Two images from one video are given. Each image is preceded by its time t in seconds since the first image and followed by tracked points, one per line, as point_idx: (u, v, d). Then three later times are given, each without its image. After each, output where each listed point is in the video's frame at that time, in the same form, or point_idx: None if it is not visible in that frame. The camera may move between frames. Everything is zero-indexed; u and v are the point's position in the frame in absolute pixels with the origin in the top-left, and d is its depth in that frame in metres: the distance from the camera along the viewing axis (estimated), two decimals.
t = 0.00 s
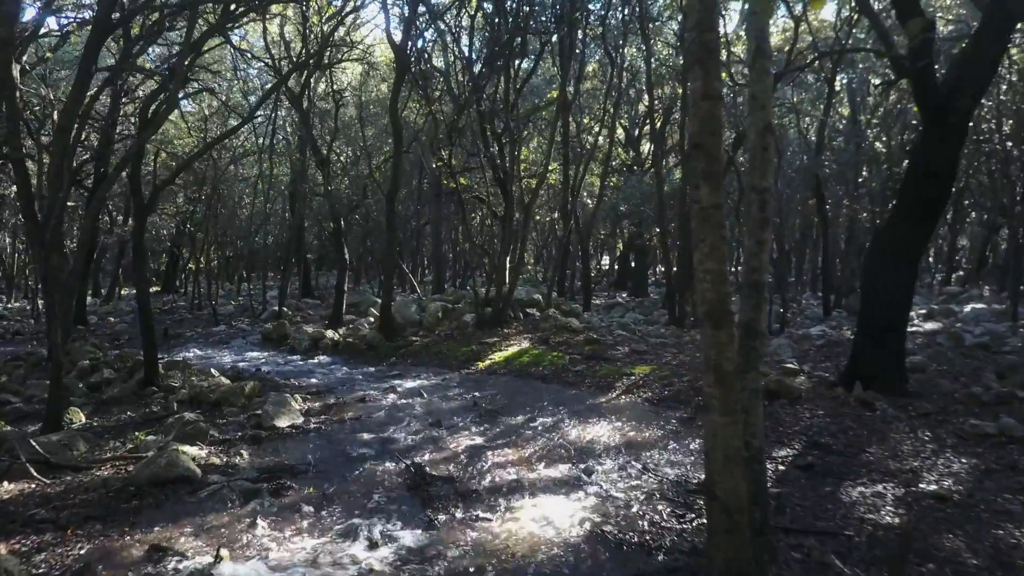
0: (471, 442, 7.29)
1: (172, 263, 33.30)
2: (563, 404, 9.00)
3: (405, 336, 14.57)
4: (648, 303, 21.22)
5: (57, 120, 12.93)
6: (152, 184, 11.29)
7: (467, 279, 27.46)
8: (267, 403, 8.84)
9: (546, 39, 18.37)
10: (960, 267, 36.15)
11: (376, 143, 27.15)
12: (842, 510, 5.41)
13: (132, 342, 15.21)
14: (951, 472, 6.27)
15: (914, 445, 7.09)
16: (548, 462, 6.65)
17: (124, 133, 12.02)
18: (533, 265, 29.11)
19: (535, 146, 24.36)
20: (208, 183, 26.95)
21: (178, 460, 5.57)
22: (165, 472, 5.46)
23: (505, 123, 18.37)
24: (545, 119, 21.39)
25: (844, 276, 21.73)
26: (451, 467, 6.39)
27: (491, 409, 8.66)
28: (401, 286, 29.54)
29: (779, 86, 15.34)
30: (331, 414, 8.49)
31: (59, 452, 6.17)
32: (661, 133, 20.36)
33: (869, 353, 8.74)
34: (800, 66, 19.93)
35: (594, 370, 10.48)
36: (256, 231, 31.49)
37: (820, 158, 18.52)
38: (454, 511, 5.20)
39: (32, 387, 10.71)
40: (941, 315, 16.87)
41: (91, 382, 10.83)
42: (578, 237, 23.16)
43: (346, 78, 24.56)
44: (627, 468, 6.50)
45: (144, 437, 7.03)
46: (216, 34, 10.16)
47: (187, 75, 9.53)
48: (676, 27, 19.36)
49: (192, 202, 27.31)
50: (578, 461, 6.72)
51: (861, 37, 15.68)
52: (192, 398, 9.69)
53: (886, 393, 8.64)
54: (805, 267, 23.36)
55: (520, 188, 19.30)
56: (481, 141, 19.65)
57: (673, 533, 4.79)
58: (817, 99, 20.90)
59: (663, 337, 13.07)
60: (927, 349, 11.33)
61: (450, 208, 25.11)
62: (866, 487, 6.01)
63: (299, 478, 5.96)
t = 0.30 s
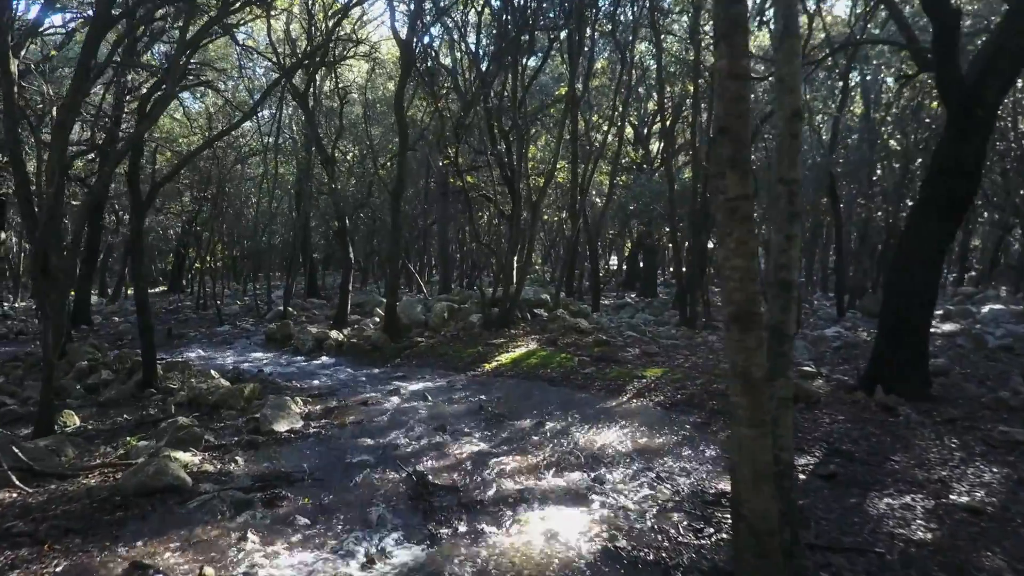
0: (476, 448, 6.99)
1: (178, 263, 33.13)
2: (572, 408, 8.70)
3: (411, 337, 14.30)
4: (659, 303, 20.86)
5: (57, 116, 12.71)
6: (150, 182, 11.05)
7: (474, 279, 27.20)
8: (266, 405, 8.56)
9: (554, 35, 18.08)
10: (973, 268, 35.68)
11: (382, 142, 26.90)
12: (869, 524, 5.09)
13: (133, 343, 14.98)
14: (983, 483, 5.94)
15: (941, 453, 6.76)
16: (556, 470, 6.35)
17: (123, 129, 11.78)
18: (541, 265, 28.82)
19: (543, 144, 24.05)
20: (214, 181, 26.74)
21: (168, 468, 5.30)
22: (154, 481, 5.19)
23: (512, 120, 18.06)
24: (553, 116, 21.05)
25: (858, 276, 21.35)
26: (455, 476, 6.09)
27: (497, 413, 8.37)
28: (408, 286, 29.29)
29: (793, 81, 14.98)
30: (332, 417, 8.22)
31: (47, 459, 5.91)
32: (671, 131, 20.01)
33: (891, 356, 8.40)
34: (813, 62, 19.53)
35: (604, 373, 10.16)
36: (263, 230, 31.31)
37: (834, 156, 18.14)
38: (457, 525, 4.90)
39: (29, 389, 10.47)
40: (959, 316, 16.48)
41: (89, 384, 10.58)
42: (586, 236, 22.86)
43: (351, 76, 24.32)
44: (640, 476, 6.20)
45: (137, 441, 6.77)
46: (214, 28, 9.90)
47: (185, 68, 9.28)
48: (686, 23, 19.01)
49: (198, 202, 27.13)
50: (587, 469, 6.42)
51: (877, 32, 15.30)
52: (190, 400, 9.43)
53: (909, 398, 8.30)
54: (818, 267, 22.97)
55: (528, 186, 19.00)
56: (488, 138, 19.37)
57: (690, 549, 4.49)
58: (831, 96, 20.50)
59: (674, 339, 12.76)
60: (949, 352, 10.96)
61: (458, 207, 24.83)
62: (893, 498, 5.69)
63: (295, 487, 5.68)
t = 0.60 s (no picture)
0: (483, 454, 6.69)
1: (185, 263, 32.96)
2: (582, 411, 8.40)
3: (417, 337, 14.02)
4: (670, 304, 20.50)
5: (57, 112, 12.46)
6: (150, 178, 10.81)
7: (483, 279, 26.90)
8: (266, 408, 8.29)
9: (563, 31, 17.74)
10: (989, 268, 35.16)
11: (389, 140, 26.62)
12: (902, 539, 4.77)
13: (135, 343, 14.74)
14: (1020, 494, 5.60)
15: (972, 461, 6.41)
16: (566, 479, 6.04)
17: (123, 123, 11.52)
18: (550, 264, 28.51)
19: (552, 142, 23.72)
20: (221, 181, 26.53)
21: (158, 475, 5.03)
22: (141, 490, 4.92)
23: (521, 118, 17.75)
24: (563, 114, 20.73)
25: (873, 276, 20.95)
26: (460, 486, 5.78)
27: (505, 417, 8.08)
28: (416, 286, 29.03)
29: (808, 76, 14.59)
30: (335, 420, 7.96)
31: (34, 465, 5.65)
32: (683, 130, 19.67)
33: (915, 359, 8.05)
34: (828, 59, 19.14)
35: (616, 375, 9.85)
36: (270, 230, 31.10)
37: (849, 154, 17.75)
38: (460, 539, 4.60)
39: (25, 389, 10.24)
40: (978, 317, 16.09)
41: (87, 386, 10.33)
42: (596, 235, 22.53)
43: (358, 74, 24.06)
44: (654, 486, 5.89)
45: (129, 446, 6.50)
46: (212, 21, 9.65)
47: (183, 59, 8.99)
48: (698, 19, 18.65)
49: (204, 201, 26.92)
50: (599, 477, 6.12)
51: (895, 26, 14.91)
52: (190, 402, 9.18)
53: (934, 403, 7.96)
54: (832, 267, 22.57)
55: (537, 184, 18.69)
56: (496, 136, 19.06)
57: (711, 568, 4.20)
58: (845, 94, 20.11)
59: (687, 340, 12.43)
60: (973, 354, 10.59)
61: (465, 206, 24.54)
62: (925, 511, 5.36)
63: (292, 496, 5.40)
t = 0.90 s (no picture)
0: (494, 460, 6.39)
1: (196, 263, 32.84)
2: (597, 415, 8.09)
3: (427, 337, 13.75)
4: (686, 304, 20.12)
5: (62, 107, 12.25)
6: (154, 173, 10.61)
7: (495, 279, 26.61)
8: (271, 409, 8.03)
9: (577, 25, 17.37)
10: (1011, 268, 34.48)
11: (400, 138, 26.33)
12: (944, 556, 4.44)
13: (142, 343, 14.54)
14: None
15: (1010, 470, 6.06)
16: (581, 487, 5.73)
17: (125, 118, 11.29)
18: (563, 264, 28.15)
19: (565, 140, 23.35)
20: (232, 179, 26.35)
21: (149, 482, 4.77)
22: (134, 498, 4.67)
23: (534, 115, 17.43)
24: (577, 111, 20.40)
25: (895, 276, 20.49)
26: (469, 495, 5.47)
27: (517, 420, 7.78)
28: (427, 286, 28.78)
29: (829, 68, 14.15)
30: (342, 423, 7.69)
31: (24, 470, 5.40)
32: (698, 127, 19.30)
33: (947, 362, 7.68)
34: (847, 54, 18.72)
35: (632, 378, 9.53)
36: (281, 228, 30.94)
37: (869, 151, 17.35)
38: (470, 554, 4.31)
39: (27, 390, 10.03)
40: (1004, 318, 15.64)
41: (90, 386, 10.11)
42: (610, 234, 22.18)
43: (369, 71, 23.83)
44: (675, 495, 5.57)
45: (125, 450, 6.25)
46: (216, 12, 9.43)
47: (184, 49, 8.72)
48: (715, 14, 18.28)
49: (215, 200, 26.76)
50: (615, 486, 5.80)
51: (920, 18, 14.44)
52: (194, 403, 8.95)
53: (966, 407, 7.60)
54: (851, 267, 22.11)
55: (550, 182, 18.34)
56: (508, 133, 18.71)
57: None
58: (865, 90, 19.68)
59: (705, 341, 12.09)
60: (1004, 356, 10.20)
61: (477, 205, 24.24)
62: (966, 524, 5.01)
63: (293, 505, 5.11)
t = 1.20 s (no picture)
0: (505, 468, 6.10)
1: (207, 262, 32.71)
2: (612, 420, 7.79)
3: (437, 338, 13.47)
4: (701, 305, 19.76)
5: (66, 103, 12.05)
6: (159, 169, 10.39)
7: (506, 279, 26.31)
8: (274, 413, 7.77)
9: (590, 20, 17.02)
10: None
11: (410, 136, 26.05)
12: None
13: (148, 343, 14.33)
14: None
15: None
16: (597, 498, 5.42)
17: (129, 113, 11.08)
18: (575, 263, 27.81)
19: (577, 138, 22.99)
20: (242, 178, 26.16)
21: (138, 492, 4.52)
22: (123, 509, 4.42)
23: (546, 113, 17.13)
24: (590, 109, 20.06)
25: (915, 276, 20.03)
26: (478, 506, 5.18)
27: (529, 425, 7.48)
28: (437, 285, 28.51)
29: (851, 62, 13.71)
30: (348, 427, 7.43)
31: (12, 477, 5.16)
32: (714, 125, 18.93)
33: (980, 367, 7.32)
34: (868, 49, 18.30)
35: (648, 381, 9.22)
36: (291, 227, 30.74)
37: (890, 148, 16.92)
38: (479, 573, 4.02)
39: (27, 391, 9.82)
40: None
41: (92, 387, 9.90)
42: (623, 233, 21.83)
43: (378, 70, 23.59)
44: (696, 508, 5.26)
45: (120, 457, 6.00)
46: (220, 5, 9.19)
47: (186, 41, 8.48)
48: (730, 10, 17.90)
49: (224, 199, 26.59)
50: (633, 497, 5.49)
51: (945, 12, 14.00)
52: (196, 406, 8.71)
53: (1000, 414, 7.24)
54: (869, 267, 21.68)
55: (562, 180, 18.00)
56: (519, 131, 18.39)
57: None
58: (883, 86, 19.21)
59: (722, 342, 11.74)
60: None
61: (489, 204, 23.94)
62: (1010, 541, 4.68)
63: (292, 516, 4.84)
